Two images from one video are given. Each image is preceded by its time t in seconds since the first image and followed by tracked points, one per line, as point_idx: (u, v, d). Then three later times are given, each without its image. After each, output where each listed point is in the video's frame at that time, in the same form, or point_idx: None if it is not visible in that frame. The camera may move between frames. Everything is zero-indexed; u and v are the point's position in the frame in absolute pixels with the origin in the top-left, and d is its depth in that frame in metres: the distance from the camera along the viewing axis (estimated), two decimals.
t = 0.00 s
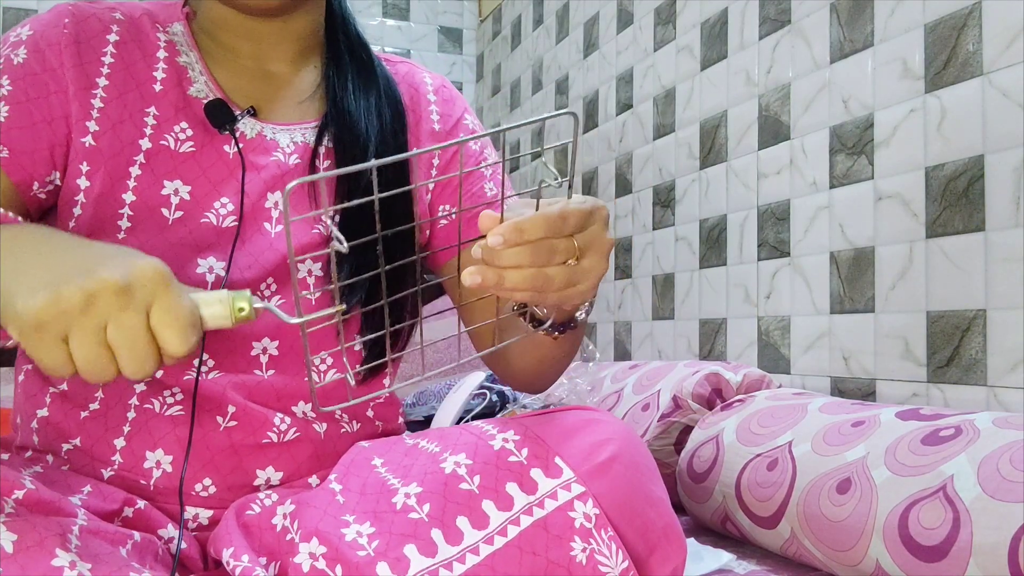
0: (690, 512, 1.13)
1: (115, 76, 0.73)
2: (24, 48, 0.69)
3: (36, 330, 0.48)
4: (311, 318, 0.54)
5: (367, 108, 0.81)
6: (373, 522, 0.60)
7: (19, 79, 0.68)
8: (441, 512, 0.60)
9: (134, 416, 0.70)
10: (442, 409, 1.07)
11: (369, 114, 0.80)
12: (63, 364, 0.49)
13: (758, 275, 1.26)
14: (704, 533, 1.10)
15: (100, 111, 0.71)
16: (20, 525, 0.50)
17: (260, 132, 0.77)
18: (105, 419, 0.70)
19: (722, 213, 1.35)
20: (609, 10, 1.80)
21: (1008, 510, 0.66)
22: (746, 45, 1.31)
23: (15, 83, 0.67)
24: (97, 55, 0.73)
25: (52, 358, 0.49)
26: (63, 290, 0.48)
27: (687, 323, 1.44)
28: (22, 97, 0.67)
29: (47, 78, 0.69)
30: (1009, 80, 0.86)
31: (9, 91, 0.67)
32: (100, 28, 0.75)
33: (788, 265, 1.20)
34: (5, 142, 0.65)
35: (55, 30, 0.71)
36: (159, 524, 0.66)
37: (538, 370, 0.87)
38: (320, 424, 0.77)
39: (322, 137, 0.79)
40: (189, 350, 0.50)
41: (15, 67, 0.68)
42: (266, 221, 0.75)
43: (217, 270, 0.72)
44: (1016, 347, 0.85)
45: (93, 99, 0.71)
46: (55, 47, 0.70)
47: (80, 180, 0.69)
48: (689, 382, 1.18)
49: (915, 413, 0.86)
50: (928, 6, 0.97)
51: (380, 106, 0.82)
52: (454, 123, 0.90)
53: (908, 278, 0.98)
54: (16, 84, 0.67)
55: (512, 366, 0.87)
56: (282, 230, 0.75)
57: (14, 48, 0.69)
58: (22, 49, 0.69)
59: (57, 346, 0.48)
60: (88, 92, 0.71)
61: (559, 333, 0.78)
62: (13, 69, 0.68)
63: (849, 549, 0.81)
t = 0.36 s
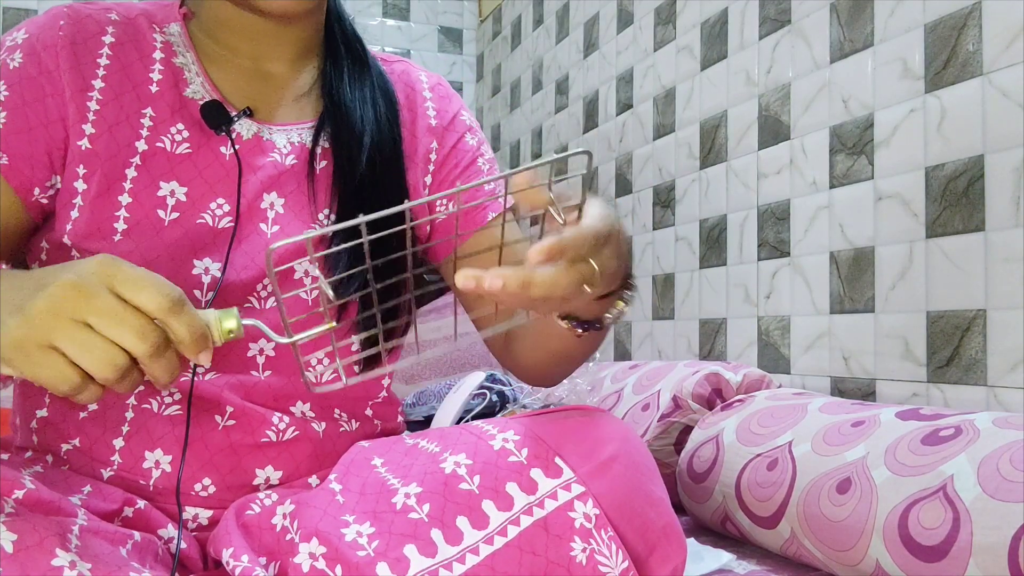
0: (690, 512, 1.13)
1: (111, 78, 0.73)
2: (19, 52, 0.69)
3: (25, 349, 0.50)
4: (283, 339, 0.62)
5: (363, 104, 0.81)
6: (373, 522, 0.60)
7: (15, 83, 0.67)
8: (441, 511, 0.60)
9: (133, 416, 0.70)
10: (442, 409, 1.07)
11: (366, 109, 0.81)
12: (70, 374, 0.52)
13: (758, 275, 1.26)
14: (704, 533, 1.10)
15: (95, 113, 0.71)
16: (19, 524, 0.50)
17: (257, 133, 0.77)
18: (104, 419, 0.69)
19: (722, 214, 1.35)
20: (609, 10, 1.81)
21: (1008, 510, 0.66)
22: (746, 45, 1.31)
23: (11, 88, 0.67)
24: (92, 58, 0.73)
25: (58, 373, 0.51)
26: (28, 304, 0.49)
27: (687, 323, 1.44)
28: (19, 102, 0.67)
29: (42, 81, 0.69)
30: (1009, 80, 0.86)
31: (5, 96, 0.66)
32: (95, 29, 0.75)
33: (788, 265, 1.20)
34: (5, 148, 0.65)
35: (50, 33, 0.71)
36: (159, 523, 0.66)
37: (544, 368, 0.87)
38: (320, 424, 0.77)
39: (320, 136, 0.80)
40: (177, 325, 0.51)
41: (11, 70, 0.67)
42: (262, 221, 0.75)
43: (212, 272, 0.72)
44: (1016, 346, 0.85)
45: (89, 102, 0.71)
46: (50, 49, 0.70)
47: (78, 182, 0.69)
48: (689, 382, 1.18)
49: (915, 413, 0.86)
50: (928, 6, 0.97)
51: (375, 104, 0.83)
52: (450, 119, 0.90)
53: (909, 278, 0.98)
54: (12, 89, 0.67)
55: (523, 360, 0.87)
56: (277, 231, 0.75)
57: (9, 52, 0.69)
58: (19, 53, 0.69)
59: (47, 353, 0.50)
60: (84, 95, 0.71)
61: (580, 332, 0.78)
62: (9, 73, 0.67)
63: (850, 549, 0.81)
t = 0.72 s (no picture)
0: (690, 512, 1.13)
1: (115, 78, 0.73)
2: (25, 52, 0.68)
3: (64, 385, 0.50)
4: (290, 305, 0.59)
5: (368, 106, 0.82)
6: (373, 521, 0.60)
7: (23, 83, 0.66)
8: (442, 511, 0.60)
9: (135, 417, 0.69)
10: (442, 409, 1.07)
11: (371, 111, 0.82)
12: (116, 395, 0.52)
13: (758, 275, 1.26)
14: (704, 533, 1.11)
15: (100, 113, 0.71)
16: (20, 524, 0.51)
17: (262, 134, 0.77)
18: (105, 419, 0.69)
19: (722, 214, 1.35)
20: (609, 10, 1.81)
21: (1008, 510, 0.66)
22: (746, 45, 1.31)
23: (16, 89, 0.65)
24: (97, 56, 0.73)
25: (106, 396, 0.52)
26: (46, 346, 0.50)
27: (687, 323, 1.44)
28: (25, 104, 0.65)
29: (48, 81, 0.68)
30: (1009, 80, 0.86)
31: (12, 97, 0.64)
32: (100, 29, 0.74)
33: (788, 265, 1.20)
34: (13, 152, 0.63)
35: (53, 32, 0.71)
36: (160, 524, 0.66)
37: (527, 372, 0.82)
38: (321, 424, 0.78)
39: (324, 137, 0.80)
40: (191, 326, 0.51)
41: (18, 72, 0.67)
42: (265, 221, 0.76)
43: (217, 271, 0.72)
44: (1016, 346, 0.85)
45: (94, 101, 0.71)
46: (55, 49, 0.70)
47: (84, 182, 0.69)
48: (689, 382, 1.18)
49: (915, 413, 0.86)
50: (928, 6, 0.97)
51: (379, 106, 0.83)
52: (452, 122, 0.91)
53: (909, 278, 0.98)
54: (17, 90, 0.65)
55: (509, 361, 0.83)
56: (281, 231, 0.76)
57: (14, 52, 0.68)
58: (24, 53, 0.68)
59: (86, 380, 0.51)
60: (88, 95, 0.71)
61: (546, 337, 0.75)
62: (16, 75, 0.66)
63: (850, 548, 0.81)
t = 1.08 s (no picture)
0: (690, 512, 1.13)
1: (118, 72, 0.73)
2: (30, 47, 0.69)
3: (81, 364, 0.51)
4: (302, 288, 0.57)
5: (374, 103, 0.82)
6: (373, 521, 0.60)
7: (26, 81, 0.67)
8: (442, 511, 0.60)
9: (134, 416, 0.70)
10: (442, 409, 1.07)
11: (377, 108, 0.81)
12: (132, 374, 0.53)
13: (758, 275, 1.26)
14: (704, 533, 1.11)
15: (103, 108, 0.71)
16: (20, 524, 0.51)
17: (266, 128, 0.77)
18: (105, 418, 0.70)
19: (722, 214, 1.35)
20: (609, 10, 1.81)
21: (1008, 510, 0.66)
22: (746, 44, 1.31)
23: (23, 86, 0.66)
24: (101, 51, 0.73)
25: (120, 375, 0.52)
26: (63, 326, 0.50)
27: (686, 323, 1.44)
28: (30, 100, 0.66)
29: (53, 77, 0.69)
30: (1008, 80, 0.86)
31: (18, 94, 0.65)
32: (104, 23, 0.75)
33: (788, 265, 1.20)
34: (17, 147, 0.64)
35: (58, 26, 0.71)
36: (160, 524, 0.66)
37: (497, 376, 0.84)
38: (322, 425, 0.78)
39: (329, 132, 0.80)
40: (199, 308, 0.52)
41: (22, 68, 0.67)
42: (268, 218, 0.75)
43: (218, 268, 0.72)
44: (1016, 346, 0.85)
45: (97, 97, 0.71)
46: (60, 44, 0.70)
47: (85, 177, 0.69)
48: (689, 382, 1.18)
49: (915, 413, 0.86)
50: (928, 6, 0.97)
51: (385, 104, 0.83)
52: (453, 123, 0.89)
53: (909, 278, 0.98)
54: (24, 86, 0.66)
55: (468, 360, 0.84)
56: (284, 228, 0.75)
57: (19, 47, 0.68)
58: (29, 49, 0.68)
59: (102, 361, 0.51)
60: (91, 89, 0.71)
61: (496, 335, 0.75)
62: (20, 70, 0.67)
63: (850, 548, 0.81)
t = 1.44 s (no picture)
0: (690, 513, 1.13)
1: (114, 74, 0.73)
2: (29, 49, 0.70)
3: (45, 379, 0.53)
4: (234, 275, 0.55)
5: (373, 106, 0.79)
6: (373, 521, 0.60)
7: (23, 83, 0.69)
8: (442, 511, 0.60)
9: (129, 417, 0.70)
10: (443, 410, 1.06)
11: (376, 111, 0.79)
12: (92, 385, 0.53)
13: (758, 275, 1.26)
14: (704, 533, 1.11)
15: (97, 110, 0.71)
16: (20, 524, 0.51)
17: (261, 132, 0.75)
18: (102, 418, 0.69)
19: (722, 213, 1.35)
20: (609, 10, 1.80)
21: (1008, 510, 0.66)
22: (746, 44, 1.31)
23: (20, 87, 0.69)
24: (98, 51, 0.73)
25: (82, 388, 0.53)
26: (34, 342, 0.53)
27: (686, 323, 1.44)
28: (27, 103, 0.69)
29: (50, 79, 0.70)
30: (1008, 80, 0.86)
31: (15, 96, 0.68)
32: (103, 23, 0.75)
33: (788, 265, 1.20)
34: (14, 150, 0.67)
35: (56, 27, 0.72)
36: (159, 524, 0.66)
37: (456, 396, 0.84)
38: (319, 426, 0.78)
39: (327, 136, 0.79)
40: (143, 303, 0.54)
41: (20, 70, 0.69)
42: (262, 223, 0.76)
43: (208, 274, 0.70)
44: (1016, 346, 0.85)
45: (91, 98, 0.71)
46: (58, 46, 0.71)
47: (77, 178, 0.69)
48: (689, 382, 1.18)
49: (915, 413, 0.86)
50: (928, 6, 0.97)
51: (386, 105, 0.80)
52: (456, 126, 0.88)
53: (909, 278, 0.98)
54: (21, 89, 0.68)
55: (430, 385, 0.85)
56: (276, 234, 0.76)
57: (19, 49, 0.70)
58: (28, 51, 0.70)
59: (64, 373, 0.52)
60: (86, 91, 0.71)
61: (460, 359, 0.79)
62: (17, 72, 0.69)
63: (849, 548, 0.81)
